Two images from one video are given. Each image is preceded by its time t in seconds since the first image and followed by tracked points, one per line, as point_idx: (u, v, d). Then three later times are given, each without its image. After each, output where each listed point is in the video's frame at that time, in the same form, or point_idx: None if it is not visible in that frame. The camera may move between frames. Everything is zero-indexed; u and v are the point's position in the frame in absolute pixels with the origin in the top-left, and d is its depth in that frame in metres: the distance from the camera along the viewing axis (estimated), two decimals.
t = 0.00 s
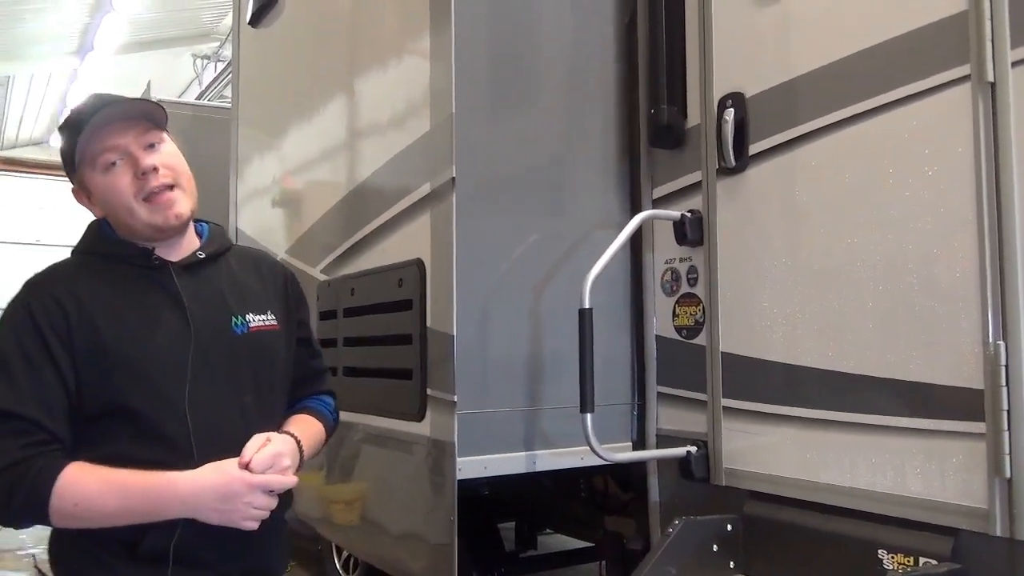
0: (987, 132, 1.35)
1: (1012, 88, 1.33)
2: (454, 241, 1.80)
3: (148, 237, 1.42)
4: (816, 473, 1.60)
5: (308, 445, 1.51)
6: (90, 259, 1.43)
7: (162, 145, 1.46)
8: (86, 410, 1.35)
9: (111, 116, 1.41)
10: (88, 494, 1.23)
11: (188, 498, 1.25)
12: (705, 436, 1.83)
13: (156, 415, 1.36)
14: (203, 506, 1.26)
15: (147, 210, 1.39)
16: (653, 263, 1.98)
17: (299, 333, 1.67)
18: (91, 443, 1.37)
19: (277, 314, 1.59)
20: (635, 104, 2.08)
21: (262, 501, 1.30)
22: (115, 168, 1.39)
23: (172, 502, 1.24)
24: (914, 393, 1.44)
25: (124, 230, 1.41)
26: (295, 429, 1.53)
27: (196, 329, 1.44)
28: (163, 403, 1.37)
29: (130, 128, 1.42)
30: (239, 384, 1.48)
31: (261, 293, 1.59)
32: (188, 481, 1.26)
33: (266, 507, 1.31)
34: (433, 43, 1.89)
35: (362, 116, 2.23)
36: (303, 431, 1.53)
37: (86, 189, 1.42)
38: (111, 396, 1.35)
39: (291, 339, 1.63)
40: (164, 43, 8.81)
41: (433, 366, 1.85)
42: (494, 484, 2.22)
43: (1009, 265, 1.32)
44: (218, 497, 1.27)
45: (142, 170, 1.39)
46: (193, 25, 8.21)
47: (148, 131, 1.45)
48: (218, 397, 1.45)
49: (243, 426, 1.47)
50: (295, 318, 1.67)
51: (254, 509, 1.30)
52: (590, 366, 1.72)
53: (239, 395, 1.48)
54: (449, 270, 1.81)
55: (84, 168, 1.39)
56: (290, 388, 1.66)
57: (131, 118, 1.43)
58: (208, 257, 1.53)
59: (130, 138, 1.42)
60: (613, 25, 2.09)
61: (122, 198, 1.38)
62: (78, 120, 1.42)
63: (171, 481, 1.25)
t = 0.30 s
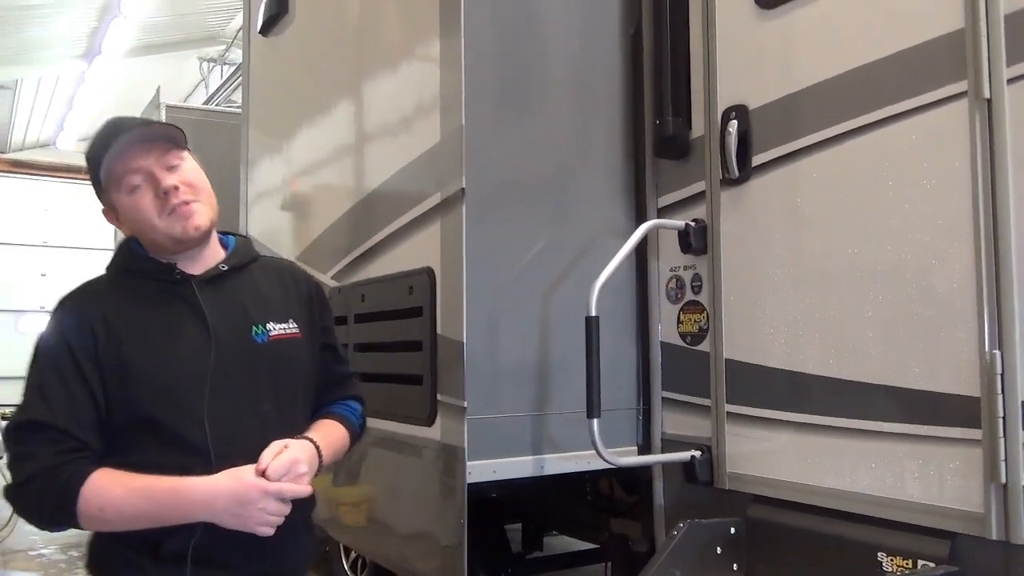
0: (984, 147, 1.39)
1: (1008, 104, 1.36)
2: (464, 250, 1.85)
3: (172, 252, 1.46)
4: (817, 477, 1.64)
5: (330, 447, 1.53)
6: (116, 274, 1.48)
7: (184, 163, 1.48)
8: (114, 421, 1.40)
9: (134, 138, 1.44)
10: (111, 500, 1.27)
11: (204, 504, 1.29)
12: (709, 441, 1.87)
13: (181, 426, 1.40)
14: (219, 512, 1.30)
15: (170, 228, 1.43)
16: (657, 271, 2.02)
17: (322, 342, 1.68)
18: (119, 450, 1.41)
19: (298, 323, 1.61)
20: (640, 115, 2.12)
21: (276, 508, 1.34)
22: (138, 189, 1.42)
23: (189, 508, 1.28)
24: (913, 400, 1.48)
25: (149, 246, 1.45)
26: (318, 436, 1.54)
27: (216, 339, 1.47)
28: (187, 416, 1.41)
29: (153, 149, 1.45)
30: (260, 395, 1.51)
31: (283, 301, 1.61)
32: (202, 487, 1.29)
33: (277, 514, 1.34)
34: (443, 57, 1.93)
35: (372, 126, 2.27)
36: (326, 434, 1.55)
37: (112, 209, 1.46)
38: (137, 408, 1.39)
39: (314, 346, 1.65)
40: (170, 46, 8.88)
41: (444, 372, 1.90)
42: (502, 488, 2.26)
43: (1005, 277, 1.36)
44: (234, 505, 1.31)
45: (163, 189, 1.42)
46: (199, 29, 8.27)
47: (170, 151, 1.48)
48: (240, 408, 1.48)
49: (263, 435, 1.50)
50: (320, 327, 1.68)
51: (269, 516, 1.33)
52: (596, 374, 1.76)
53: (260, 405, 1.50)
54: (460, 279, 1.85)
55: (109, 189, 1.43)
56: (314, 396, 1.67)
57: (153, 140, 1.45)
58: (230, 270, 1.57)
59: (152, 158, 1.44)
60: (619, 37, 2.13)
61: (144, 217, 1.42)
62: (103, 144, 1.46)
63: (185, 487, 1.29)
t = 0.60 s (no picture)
0: (977, 163, 1.45)
1: (1000, 123, 1.42)
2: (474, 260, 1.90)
3: (216, 267, 1.55)
4: (817, 481, 1.69)
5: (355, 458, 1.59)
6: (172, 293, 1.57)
7: (224, 182, 1.56)
8: (160, 425, 1.48)
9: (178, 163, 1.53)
10: (133, 492, 1.35)
11: (205, 505, 1.32)
12: (712, 445, 1.92)
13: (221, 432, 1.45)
14: (218, 513, 1.33)
15: (211, 242, 1.51)
16: (662, 280, 2.07)
17: (364, 350, 1.66)
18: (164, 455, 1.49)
19: (337, 330, 1.62)
20: (644, 127, 2.17)
21: (269, 516, 1.32)
22: (182, 209, 1.51)
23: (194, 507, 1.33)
24: (909, 407, 1.53)
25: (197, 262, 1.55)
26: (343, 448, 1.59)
27: (250, 344, 1.51)
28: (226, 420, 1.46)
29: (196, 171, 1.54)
30: (296, 402, 1.53)
31: (320, 309, 1.62)
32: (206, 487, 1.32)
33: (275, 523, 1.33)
34: (455, 72, 1.99)
35: (383, 137, 2.32)
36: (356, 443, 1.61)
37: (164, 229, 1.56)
38: (178, 413, 1.46)
39: (356, 353, 1.65)
40: (176, 49, 8.96)
41: (455, 378, 1.95)
42: (509, 490, 2.31)
43: (997, 289, 1.42)
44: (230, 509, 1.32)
45: (204, 209, 1.51)
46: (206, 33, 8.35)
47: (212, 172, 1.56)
48: (275, 414, 1.50)
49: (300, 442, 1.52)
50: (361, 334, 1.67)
51: (263, 522, 1.32)
52: (602, 380, 1.81)
53: (293, 411, 1.52)
54: (471, 287, 1.91)
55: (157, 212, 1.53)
56: (356, 404, 1.67)
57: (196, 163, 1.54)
58: (273, 282, 1.61)
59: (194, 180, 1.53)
60: (624, 51, 2.18)
61: (189, 235, 1.51)
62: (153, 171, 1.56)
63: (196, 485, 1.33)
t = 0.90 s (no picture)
0: (974, 180, 1.49)
1: (997, 142, 1.46)
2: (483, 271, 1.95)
3: (271, 278, 1.61)
4: (817, 488, 1.73)
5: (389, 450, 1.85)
6: (225, 300, 1.63)
7: (288, 198, 1.61)
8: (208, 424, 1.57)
9: (248, 175, 1.57)
10: (170, 490, 1.46)
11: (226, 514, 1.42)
12: (715, 452, 1.96)
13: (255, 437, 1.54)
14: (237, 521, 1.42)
15: (271, 255, 1.56)
16: (666, 290, 2.11)
17: (399, 364, 1.70)
18: (209, 455, 1.59)
19: (373, 346, 1.66)
20: (649, 139, 2.21)
21: (268, 539, 1.36)
22: (247, 221, 1.56)
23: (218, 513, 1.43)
24: (907, 417, 1.57)
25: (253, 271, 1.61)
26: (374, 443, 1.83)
27: (294, 358, 1.57)
28: (264, 426, 1.54)
29: (264, 185, 1.58)
30: (332, 412, 1.59)
31: (360, 324, 1.66)
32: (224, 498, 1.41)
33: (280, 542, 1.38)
34: (464, 86, 2.03)
35: (392, 148, 2.37)
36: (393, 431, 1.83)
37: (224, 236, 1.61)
38: (224, 415, 1.55)
39: (392, 366, 1.68)
40: (180, 52, 9.03)
41: (464, 386, 1.99)
42: (515, 496, 2.34)
43: (994, 302, 1.46)
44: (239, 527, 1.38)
45: (269, 223, 1.56)
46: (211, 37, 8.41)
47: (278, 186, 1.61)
48: (310, 423, 1.56)
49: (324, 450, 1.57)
50: (399, 348, 1.71)
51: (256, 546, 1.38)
52: (609, 389, 1.85)
53: (328, 421, 1.58)
54: (480, 298, 1.95)
55: (221, 221, 1.57)
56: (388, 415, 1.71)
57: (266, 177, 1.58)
58: (317, 297, 1.65)
59: (260, 194, 1.58)
60: (629, 64, 2.22)
61: (251, 247, 1.56)
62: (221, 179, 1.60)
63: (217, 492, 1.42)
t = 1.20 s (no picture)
0: (963, 190, 1.52)
1: (985, 153, 1.49)
2: (482, 278, 1.97)
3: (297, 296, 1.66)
4: (810, 491, 1.76)
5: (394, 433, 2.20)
6: (247, 304, 1.68)
7: (331, 225, 1.69)
8: (221, 423, 1.62)
9: (298, 194, 1.65)
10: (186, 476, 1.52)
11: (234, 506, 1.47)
12: (710, 455, 1.99)
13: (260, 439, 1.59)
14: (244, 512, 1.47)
15: (304, 273, 1.61)
16: (663, 295, 2.14)
17: (403, 385, 1.75)
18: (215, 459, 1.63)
19: (379, 366, 1.69)
20: (646, 146, 2.23)
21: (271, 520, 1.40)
22: (287, 238, 1.63)
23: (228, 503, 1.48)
24: (898, 423, 1.60)
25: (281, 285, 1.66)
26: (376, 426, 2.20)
27: (305, 372, 1.61)
28: (272, 429, 1.59)
29: (311, 207, 1.66)
30: (332, 426, 1.64)
31: (368, 343, 1.70)
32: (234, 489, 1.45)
33: (291, 529, 1.43)
34: (464, 95, 2.06)
35: (392, 156, 2.40)
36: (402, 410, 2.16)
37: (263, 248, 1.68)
38: (239, 413, 1.59)
39: (393, 390, 1.72)
40: (181, 54, 9.07)
41: (463, 390, 2.03)
42: (514, 498, 2.35)
43: (982, 310, 1.49)
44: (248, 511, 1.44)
45: (308, 244, 1.63)
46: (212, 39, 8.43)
47: (324, 211, 1.68)
48: (312, 434, 1.62)
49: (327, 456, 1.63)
50: (403, 368, 1.75)
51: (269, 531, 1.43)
52: (606, 394, 1.88)
53: (328, 434, 1.63)
54: (479, 304, 1.97)
55: (265, 233, 1.64)
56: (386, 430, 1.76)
57: (314, 200, 1.66)
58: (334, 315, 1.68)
59: (306, 216, 1.66)
60: (627, 72, 2.25)
61: (284, 263, 1.62)
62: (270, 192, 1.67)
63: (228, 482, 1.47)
